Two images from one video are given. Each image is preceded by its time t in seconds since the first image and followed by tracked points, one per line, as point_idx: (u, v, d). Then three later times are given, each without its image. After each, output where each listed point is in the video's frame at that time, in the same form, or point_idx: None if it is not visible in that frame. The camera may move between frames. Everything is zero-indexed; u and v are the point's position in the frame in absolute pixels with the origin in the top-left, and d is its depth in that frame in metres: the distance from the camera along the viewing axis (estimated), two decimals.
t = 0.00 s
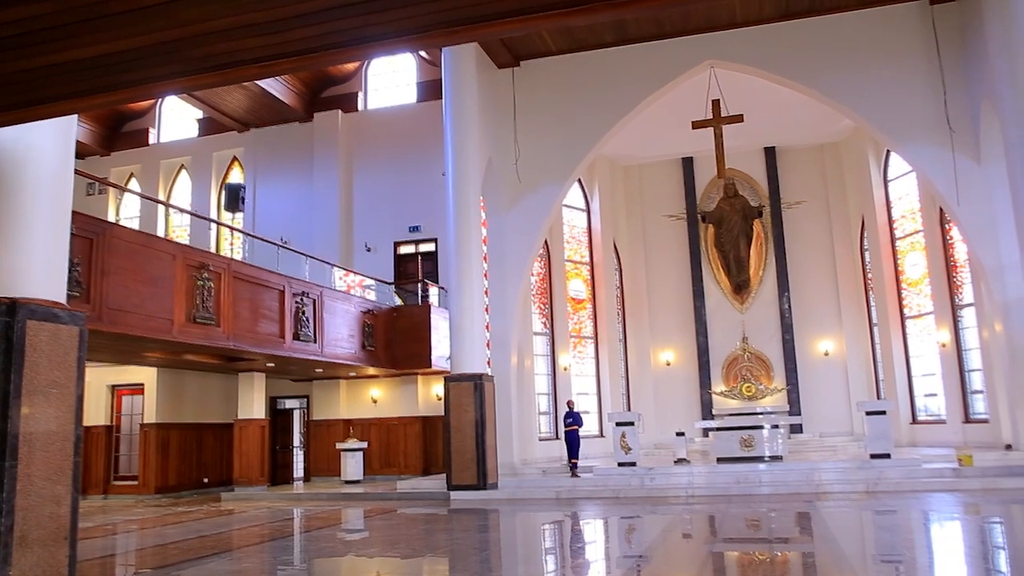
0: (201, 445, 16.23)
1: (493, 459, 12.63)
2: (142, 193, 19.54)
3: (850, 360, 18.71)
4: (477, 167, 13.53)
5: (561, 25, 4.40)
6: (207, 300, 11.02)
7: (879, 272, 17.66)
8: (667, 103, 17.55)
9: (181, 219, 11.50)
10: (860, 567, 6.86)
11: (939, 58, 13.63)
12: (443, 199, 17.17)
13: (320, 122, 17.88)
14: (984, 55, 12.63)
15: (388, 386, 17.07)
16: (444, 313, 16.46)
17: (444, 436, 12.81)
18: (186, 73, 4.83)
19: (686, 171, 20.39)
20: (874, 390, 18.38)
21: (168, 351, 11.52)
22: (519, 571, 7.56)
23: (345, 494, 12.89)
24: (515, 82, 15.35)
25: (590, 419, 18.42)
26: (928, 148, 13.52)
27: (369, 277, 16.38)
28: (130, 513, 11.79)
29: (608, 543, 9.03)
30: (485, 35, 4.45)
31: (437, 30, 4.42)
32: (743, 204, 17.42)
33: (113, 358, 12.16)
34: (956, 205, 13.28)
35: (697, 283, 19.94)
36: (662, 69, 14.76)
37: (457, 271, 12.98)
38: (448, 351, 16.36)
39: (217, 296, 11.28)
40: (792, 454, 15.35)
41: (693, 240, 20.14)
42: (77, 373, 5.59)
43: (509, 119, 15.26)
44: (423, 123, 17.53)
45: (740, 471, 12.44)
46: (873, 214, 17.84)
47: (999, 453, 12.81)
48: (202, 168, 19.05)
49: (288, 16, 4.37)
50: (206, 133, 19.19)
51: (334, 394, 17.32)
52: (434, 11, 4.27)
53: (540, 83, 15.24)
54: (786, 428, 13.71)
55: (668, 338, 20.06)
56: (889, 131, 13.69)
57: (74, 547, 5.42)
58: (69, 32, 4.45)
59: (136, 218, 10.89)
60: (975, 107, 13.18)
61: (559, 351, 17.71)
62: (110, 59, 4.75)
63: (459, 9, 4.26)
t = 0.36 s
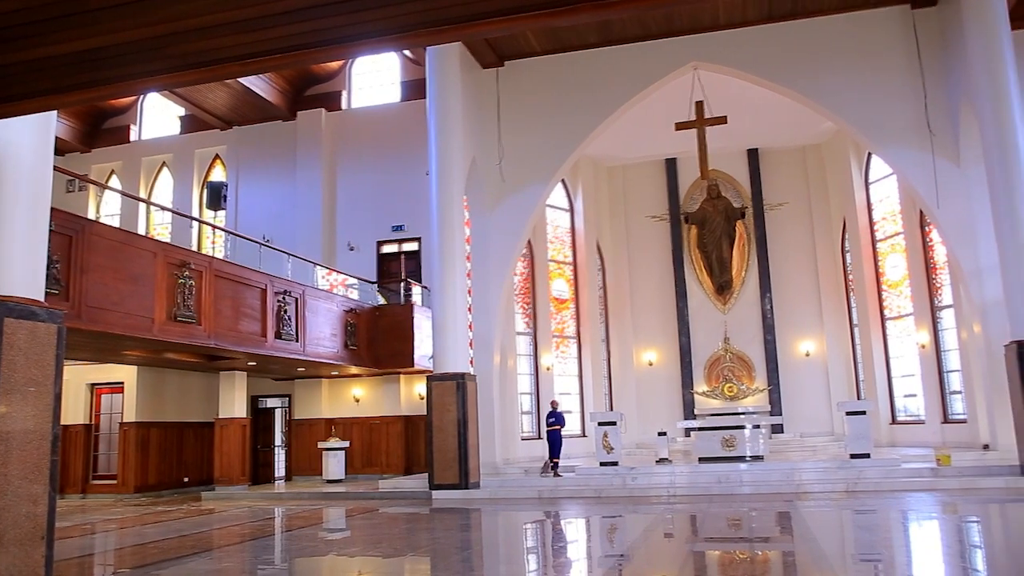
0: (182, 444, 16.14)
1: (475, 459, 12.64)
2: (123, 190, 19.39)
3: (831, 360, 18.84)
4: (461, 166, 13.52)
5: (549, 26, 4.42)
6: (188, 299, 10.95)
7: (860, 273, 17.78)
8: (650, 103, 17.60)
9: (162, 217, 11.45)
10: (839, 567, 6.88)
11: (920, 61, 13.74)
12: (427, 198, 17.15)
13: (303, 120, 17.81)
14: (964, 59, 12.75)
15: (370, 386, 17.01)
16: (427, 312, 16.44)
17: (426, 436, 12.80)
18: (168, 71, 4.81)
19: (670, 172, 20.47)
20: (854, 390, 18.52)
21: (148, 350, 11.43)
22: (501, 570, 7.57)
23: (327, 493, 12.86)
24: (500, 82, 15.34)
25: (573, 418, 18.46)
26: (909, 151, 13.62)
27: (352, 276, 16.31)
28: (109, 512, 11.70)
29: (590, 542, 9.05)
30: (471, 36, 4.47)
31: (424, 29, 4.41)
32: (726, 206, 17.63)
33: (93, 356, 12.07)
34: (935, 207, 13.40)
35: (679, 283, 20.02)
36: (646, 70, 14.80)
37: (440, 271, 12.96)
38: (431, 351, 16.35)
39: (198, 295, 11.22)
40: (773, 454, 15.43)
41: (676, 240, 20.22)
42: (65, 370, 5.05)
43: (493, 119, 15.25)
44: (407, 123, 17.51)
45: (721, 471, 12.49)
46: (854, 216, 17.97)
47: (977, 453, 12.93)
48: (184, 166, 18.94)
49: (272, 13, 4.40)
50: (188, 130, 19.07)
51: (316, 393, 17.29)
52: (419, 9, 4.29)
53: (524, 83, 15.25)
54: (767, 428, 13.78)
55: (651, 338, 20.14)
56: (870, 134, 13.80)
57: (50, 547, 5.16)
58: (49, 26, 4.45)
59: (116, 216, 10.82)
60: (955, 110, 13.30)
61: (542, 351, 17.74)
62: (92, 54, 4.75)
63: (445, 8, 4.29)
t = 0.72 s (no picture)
0: (163, 446, 16.03)
1: (459, 460, 12.63)
2: (105, 189, 19.24)
3: (812, 362, 18.95)
4: (445, 167, 13.52)
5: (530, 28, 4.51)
6: (170, 299, 10.89)
7: (842, 276, 17.90)
8: (635, 106, 17.65)
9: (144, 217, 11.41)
10: (819, 567, 6.93)
11: (901, 65, 13.86)
12: (411, 199, 17.12)
13: (287, 120, 17.76)
14: (945, 64, 12.89)
15: (353, 387, 16.98)
16: (410, 313, 16.42)
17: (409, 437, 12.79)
18: (147, 72, 4.81)
19: (653, 175, 20.54)
20: (836, 392, 18.64)
21: (129, 350, 11.34)
22: (483, 571, 7.58)
23: (309, 495, 12.81)
24: (484, 84, 15.34)
25: (556, 420, 18.47)
26: (890, 155, 13.73)
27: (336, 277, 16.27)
28: (89, 514, 11.61)
29: (573, 543, 9.07)
30: (455, 35, 4.54)
31: (404, 31, 4.48)
32: (709, 207, 18.37)
33: (73, 356, 11.98)
34: (917, 211, 13.50)
35: (663, 285, 20.07)
36: (631, 72, 14.85)
37: (424, 272, 12.93)
38: (415, 352, 16.31)
39: (180, 295, 11.16)
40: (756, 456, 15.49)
41: (659, 242, 20.27)
42: (37, 372, 4.45)
43: (478, 120, 15.25)
44: (391, 124, 17.50)
45: (704, 472, 12.54)
46: (836, 219, 18.10)
47: (956, 454, 13.07)
48: (166, 165, 18.82)
49: (257, 13, 4.48)
50: (171, 129, 18.96)
51: (298, 394, 17.24)
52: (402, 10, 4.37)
53: (508, 85, 15.26)
54: (750, 430, 13.85)
55: (634, 340, 20.18)
56: (852, 137, 13.90)
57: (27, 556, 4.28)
58: (31, 24, 4.49)
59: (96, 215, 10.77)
60: (936, 115, 13.43)
61: (526, 352, 17.74)
62: (71, 52, 4.75)
63: (430, 9, 4.37)
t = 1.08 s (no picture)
0: (144, 447, 15.93)
1: (442, 461, 12.62)
2: (86, 189, 19.07)
3: (795, 363, 19.07)
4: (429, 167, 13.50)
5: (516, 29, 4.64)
6: (152, 299, 10.82)
7: (825, 278, 18.00)
8: (620, 107, 17.69)
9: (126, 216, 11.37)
10: (801, 567, 6.99)
11: (883, 70, 13.98)
12: (395, 200, 17.10)
13: (272, 120, 17.69)
14: (926, 69, 13.00)
15: (337, 387, 16.94)
16: (394, 314, 16.39)
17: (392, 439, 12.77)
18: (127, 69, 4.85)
19: (638, 176, 20.59)
20: (818, 393, 18.76)
21: (110, 350, 11.26)
22: (467, 572, 7.59)
23: (291, 496, 12.76)
24: (469, 84, 15.34)
25: (540, 421, 18.48)
26: (873, 159, 13.83)
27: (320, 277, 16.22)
28: (68, 516, 11.50)
29: (556, 544, 9.08)
30: (443, 37, 4.68)
31: (390, 31, 4.63)
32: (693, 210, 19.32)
33: (53, 356, 11.88)
34: (899, 215, 13.60)
35: (647, 287, 20.13)
36: (615, 73, 14.88)
37: (408, 273, 12.91)
38: (398, 353, 16.26)
39: (162, 294, 11.08)
40: (738, 457, 15.56)
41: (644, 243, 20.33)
42: (15, 372, 4.49)
43: (462, 121, 15.24)
44: (376, 124, 17.48)
45: (687, 473, 12.59)
46: (819, 222, 18.20)
47: (936, 455, 13.17)
48: (149, 164, 18.70)
49: (244, 10, 4.51)
50: (154, 128, 18.84)
51: (282, 395, 17.16)
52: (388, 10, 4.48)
53: (493, 86, 15.26)
54: (733, 431, 13.90)
55: (618, 341, 20.23)
56: (835, 141, 13.99)
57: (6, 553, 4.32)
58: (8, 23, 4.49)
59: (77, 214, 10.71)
60: (918, 118, 13.54)
61: (509, 353, 17.75)
62: (48, 50, 4.74)
63: (416, 12, 4.49)
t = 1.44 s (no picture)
0: (125, 450, 15.82)
1: (425, 465, 12.61)
2: (65, 190, 18.90)
3: (777, 366, 19.17)
4: (412, 170, 13.49)
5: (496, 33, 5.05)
6: (133, 301, 10.74)
7: (806, 281, 18.10)
8: (603, 111, 17.75)
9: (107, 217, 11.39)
10: (783, 569, 7.03)
11: (863, 75, 14.11)
12: (378, 202, 17.07)
13: (254, 121, 17.62)
14: (906, 74, 13.14)
15: (319, 390, 16.87)
16: (377, 317, 16.35)
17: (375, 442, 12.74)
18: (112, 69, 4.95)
19: (621, 180, 20.66)
20: (800, 396, 18.87)
21: (90, 353, 11.17)
22: None
23: (273, 500, 12.69)
24: (452, 87, 15.35)
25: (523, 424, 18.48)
26: (854, 163, 13.94)
27: (302, 279, 16.17)
28: (47, 521, 11.39)
29: (539, 547, 9.08)
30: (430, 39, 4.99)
31: (373, 34, 4.90)
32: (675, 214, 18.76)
33: (31, 359, 11.76)
34: (879, 219, 13.71)
35: (630, 290, 20.17)
36: (598, 77, 14.93)
37: (391, 275, 12.89)
38: (381, 356, 16.14)
39: (143, 297, 11.00)
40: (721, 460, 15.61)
41: (627, 247, 20.38)
42: None
43: (446, 124, 15.25)
44: (359, 126, 17.44)
45: (669, 476, 12.62)
46: (801, 226, 18.30)
47: (916, 457, 13.28)
48: (129, 166, 18.57)
49: (229, 13, 4.63)
50: (135, 129, 18.71)
51: (264, 398, 17.08)
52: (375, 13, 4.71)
53: (477, 89, 15.27)
54: (715, 434, 13.97)
55: (602, 345, 20.25)
56: (815, 145, 14.09)
57: None
58: None
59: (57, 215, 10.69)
60: (898, 124, 13.66)
61: (493, 356, 17.74)
62: (30, 51, 4.77)
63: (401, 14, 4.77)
